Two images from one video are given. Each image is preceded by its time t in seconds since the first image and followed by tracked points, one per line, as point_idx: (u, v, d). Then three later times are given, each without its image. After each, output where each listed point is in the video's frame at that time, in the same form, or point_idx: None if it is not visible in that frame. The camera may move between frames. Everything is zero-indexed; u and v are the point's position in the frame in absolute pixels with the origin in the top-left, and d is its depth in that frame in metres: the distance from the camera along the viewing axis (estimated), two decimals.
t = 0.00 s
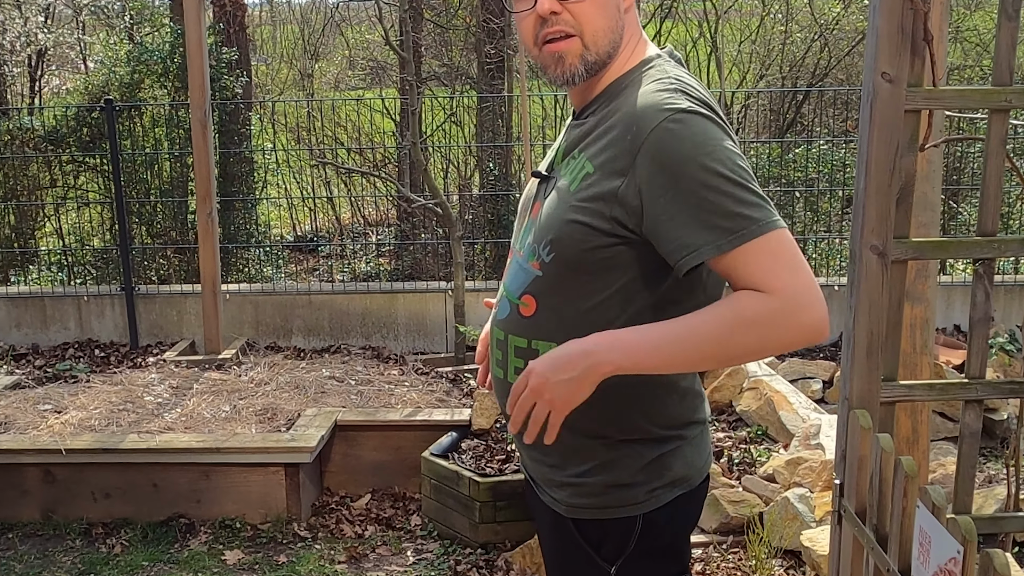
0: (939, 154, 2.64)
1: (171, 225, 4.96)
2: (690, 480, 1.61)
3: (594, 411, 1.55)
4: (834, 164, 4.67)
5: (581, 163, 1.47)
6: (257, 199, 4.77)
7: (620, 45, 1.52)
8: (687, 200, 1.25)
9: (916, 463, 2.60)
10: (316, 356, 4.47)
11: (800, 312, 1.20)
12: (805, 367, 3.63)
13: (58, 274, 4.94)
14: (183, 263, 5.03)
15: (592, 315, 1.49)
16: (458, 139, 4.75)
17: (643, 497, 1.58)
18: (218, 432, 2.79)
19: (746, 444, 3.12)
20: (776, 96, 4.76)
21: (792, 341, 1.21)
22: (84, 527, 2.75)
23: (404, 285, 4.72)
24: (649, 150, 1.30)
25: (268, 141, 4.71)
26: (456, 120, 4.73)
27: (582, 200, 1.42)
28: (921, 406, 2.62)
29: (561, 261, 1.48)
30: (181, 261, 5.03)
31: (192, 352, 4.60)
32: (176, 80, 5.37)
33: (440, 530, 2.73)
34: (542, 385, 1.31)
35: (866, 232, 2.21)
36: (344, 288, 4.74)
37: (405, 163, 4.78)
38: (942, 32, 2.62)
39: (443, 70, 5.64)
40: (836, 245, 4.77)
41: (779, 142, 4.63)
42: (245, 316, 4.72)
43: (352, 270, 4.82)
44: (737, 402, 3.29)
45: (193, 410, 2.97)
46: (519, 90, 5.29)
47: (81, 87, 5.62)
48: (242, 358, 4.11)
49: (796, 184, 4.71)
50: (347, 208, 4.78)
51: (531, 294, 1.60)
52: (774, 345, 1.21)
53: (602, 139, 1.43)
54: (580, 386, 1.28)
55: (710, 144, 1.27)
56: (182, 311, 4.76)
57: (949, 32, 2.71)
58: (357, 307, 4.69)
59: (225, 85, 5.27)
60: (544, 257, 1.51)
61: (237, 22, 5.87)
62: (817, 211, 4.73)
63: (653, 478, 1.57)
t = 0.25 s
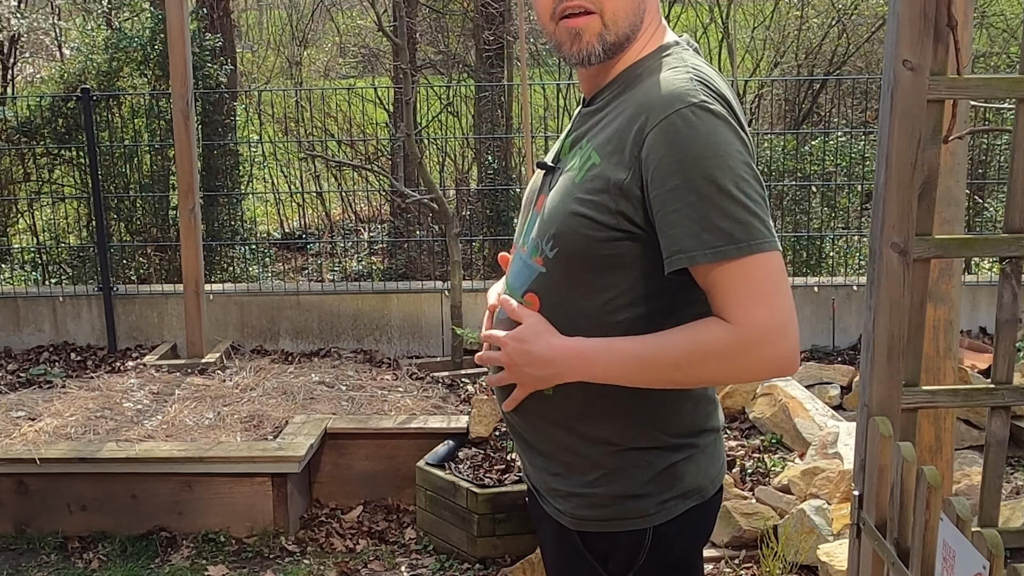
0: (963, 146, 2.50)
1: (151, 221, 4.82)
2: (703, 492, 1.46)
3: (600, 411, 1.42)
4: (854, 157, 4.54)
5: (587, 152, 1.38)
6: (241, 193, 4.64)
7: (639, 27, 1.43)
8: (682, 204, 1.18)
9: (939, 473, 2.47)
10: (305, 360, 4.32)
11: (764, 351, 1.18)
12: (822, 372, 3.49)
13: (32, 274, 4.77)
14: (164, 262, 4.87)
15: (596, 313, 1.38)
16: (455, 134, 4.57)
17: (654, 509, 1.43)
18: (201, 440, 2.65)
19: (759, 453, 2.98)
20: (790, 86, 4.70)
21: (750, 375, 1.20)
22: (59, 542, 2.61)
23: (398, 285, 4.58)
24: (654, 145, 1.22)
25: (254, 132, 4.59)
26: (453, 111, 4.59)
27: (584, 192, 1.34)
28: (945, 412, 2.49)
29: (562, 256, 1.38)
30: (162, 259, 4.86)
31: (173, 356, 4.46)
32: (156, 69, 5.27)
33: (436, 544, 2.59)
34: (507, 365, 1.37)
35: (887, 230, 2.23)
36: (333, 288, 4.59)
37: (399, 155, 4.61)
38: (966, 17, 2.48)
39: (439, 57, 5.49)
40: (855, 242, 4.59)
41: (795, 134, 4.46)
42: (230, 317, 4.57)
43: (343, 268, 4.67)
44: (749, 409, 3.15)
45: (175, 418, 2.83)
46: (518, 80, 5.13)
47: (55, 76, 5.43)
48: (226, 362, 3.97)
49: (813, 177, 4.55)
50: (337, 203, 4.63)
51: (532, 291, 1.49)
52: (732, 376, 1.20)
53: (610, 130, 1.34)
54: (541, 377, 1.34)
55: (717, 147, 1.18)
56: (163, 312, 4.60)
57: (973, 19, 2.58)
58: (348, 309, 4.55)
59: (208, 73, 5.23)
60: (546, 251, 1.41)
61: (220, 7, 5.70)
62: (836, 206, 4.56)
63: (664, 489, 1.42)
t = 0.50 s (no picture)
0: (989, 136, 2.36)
1: (131, 218, 4.66)
2: (716, 503, 1.40)
3: (609, 422, 1.36)
4: (873, 151, 4.42)
5: (591, 143, 1.32)
6: (227, 188, 4.50)
7: (650, 11, 1.38)
8: (701, 195, 1.13)
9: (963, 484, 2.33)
10: (294, 364, 4.19)
11: (796, 345, 1.12)
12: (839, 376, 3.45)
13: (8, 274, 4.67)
14: (144, 261, 4.73)
15: (603, 313, 1.32)
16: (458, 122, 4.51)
17: (664, 521, 1.37)
18: (183, 448, 2.56)
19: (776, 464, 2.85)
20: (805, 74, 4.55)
21: (788, 372, 1.14)
22: (33, 557, 2.53)
23: (391, 284, 4.43)
24: (665, 133, 1.17)
25: (241, 124, 4.49)
26: (449, 101, 4.54)
27: (588, 185, 1.28)
28: (969, 419, 2.36)
29: (566, 255, 1.31)
30: (142, 258, 4.72)
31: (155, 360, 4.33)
32: (137, 57, 5.01)
33: (431, 558, 2.48)
34: (538, 411, 1.36)
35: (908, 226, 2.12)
36: (323, 288, 4.44)
37: (393, 147, 4.57)
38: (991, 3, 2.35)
39: (435, 44, 5.30)
40: (874, 240, 4.46)
41: (811, 126, 4.36)
42: (214, 318, 4.45)
43: (333, 267, 4.55)
44: (763, 415, 3.04)
45: (156, 425, 2.75)
46: (518, 70, 5.00)
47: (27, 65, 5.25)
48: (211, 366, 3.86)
49: (830, 172, 4.43)
50: (328, 198, 4.50)
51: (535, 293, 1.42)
52: (768, 378, 1.15)
53: (616, 120, 1.28)
54: (576, 416, 1.32)
55: (733, 133, 1.13)
56: (144, 314, 4.46)
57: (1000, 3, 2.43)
58: (340, 310, 4.41)
59: (190, 60, 4.99)
60: (547, 250, 1.35)
61: None
62: (854, 202, 4.44)
63: (674, 500, 1.37)
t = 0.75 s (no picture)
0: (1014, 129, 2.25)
1: (111, 215, 4.58)
2: (725, 513, 1.45)
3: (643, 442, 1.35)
4: (891, 143, 4.31)
5: (591, 135, 1.37)
6: (212, 183, 4.42)
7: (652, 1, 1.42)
8: (726, 178, 1.19)
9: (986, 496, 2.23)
10: (283, 368, 4.09)
11: (858, 314, 1.16)
12: (856, 382, 3.44)
13: None
14: (126, 258, 4.61)
15: (605, 312, 1.35)
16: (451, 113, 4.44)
17: (671, 534, 1.42)
18: (166, 456, 2.55)
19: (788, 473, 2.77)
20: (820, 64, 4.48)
21: (854, 346, 1.18)
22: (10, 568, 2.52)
23: (385, 285, 4.32)
24: (676, 121, 1.23)
25: (226, 115, 4.44)
26: (446, 91, 4.44)
27: (591, 178, 1.32)
28: (992, 426, 2.27)
29: (567, 252, 1.35)
30: (123, 256, 4.60)
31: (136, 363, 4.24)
32: (117, 46, 4.84)
33: (428, 570, 2.42)
34: (590, 429, 1.35)
35: (927, 224, 2.07)
36: (313, 288, 4.31)
37: (387, 140, 4.45)
38: None
39: (430, 32, 5.16)
40: (892, 236, 4.35)
41: (826, 118, 4.26)
42: (199, 319, 4.33)
43: (324, 266, 4.46)
44: (775, 422, 2.93)
45: (139, 432, 2.76)
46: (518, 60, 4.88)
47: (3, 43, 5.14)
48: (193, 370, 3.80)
49: (846, 167, 4.30)
50: (318, 193, 4.46)
51: (534, 289, 1.44)
52: (831, 354, 1.18)
53: (616, 112, 1.33)
54: (633, 430, 1.31)
55: (746, 112, 1.19)
56: (125, 315, 4.34)
57: None
58: (332, 311, 4.30)
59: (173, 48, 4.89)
60: (547, 248, 1.38)
61: None
62: (871, 197, 4.30)
63: (682, 511, 1.42)
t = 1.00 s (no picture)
0: None
1: (91, 211, 4.47)
2: (734, 526, 1.41)
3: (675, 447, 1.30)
4: (909, 136, 4.23)
5: (593, 129, 1.31)
6: (197, 178, 4.34)
7: None
8: (751, 164, 1.14)
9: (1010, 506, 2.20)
10: (272, 372, 3.98)
11: (912, 285, 1.11)
12: (873, 387, 3.52)
13: None
14: (106, 257, 4.53)
15: (613, 313, 1.29)
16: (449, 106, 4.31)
17: (677, 546, 1.38)
18: (150, 465, 2.61)
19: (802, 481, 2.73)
20: (836, 52, 4.31)
21: (911, 319, 1.13)
22: None
23: (379, 285, 4.21)
24: (687, 108, 1.18)
25: (212, 107, 4.32)
26: (443, 81, 4.30)
27: (597, 173, 1.27)
28: (1015, 432, 2.23)
29: (573, 251, 1.29)
30: (104, 254, 4.52)
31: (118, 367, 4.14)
32: (98, 33, 4.67)
33: None
34: (635, 436, 1.30)
35: (948, 220, 2.14)
36: (303, 288, 4.22)
37: (380, 132, 4.34)
38: None
39: (426, 18, 4.98)
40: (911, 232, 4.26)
41: (842, 109, 4.18)
42: (183, 321, 4.21)
43: (315, 265, 4.35)
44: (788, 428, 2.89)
45: (120, 439, 2.81)
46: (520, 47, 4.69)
47: None
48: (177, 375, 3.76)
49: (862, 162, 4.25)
50: (309, 188, 4.34)
51: (536, 292, 1.36)
52: (889, 330, 1.14)
53: (621, 104, 1.28)
54: (683, 433, 1.26)
55: (760, 92, 1.15)
56: (106, 317, 4.24)
57: None
58: (323, 313, 4.20)
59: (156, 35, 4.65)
60: (552, 246, 1.31)
61: None
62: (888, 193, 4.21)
63: (689, 523, 1.38)
